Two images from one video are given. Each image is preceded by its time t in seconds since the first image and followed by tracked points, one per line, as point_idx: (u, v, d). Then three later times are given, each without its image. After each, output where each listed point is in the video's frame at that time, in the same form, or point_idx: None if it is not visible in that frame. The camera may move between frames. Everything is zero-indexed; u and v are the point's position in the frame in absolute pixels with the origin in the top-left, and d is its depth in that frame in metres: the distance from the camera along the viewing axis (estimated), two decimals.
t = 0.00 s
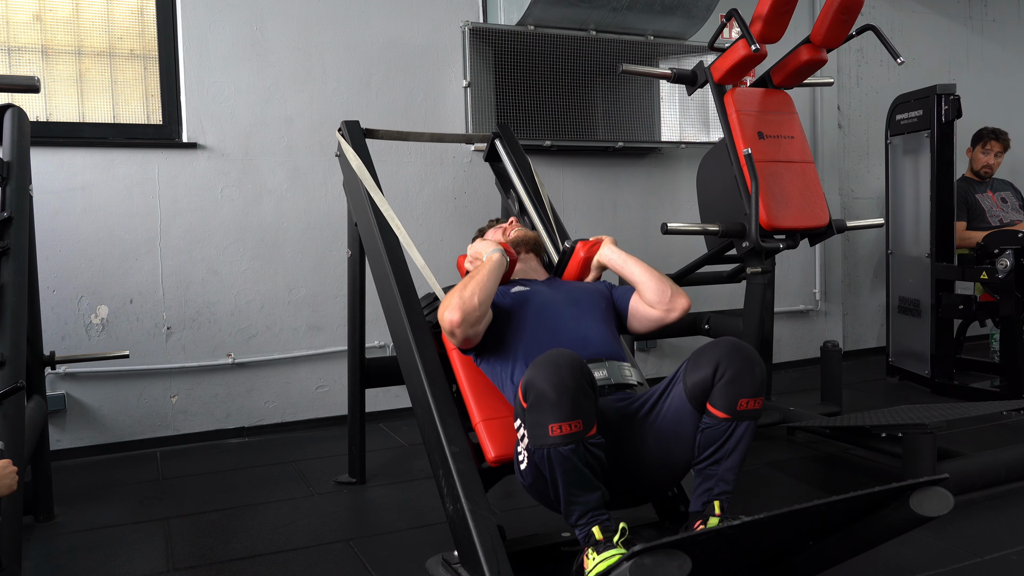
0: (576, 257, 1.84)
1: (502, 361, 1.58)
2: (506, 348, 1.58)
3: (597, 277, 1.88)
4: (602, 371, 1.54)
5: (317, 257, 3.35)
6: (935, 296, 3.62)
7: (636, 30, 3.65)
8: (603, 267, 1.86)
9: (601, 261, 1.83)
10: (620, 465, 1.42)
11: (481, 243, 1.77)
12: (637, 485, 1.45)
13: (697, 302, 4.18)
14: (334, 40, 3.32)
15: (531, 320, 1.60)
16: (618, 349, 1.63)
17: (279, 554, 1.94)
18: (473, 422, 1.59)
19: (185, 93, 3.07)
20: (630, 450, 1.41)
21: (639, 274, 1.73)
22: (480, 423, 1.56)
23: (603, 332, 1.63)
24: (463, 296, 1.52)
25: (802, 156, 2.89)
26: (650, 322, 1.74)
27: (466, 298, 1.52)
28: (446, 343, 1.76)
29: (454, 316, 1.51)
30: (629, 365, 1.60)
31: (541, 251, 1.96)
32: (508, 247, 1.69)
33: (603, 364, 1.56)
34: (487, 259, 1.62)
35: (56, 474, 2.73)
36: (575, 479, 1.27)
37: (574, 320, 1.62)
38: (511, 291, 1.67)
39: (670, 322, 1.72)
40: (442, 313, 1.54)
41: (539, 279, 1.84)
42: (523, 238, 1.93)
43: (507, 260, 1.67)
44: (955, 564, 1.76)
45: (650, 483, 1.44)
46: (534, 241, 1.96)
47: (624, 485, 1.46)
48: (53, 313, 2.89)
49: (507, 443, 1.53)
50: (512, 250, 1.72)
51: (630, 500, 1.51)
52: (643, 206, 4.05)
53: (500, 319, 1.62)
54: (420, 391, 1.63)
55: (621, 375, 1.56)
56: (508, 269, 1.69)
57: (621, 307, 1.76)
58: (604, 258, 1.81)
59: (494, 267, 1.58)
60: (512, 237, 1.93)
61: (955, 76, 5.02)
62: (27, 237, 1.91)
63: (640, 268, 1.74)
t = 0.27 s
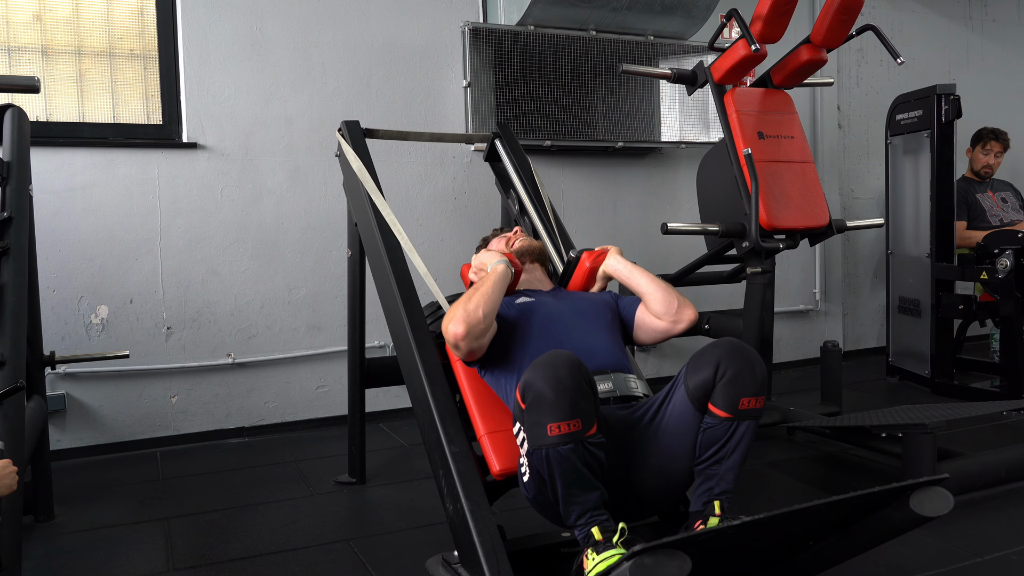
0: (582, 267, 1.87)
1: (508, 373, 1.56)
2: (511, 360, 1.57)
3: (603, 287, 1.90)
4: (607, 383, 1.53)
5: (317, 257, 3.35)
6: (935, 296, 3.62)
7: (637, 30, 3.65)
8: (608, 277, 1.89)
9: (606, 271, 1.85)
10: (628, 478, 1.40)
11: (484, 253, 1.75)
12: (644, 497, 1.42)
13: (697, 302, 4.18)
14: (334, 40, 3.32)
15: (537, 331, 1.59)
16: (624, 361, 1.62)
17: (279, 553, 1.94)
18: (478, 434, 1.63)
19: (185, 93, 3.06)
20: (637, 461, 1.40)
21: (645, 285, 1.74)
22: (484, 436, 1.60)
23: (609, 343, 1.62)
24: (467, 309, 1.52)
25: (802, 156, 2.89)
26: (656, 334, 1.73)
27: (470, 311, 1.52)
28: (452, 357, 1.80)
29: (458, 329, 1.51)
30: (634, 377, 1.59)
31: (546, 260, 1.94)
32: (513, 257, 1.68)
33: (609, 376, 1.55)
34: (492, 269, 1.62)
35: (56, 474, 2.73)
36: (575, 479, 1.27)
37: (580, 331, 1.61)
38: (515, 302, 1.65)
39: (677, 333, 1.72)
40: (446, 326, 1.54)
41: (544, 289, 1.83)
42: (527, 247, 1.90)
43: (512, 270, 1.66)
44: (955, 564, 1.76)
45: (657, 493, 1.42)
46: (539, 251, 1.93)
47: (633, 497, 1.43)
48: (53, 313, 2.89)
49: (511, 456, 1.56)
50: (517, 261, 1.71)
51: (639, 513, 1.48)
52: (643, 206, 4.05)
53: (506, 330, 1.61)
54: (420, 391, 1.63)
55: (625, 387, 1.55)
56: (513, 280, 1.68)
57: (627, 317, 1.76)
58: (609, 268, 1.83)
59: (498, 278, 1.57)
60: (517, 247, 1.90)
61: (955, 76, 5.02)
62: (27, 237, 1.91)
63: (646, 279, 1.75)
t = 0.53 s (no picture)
0: (586, 275, 1.89)
1: (511, 382, 1.57)
2: (515, 369, 1.58)
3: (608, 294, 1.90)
4: (610, 393, 1.53)
5: (317, 257, 3.35)
6: (935, 296, 3.62)
7: (636, 30, 3.65)
8: (612, 285, 1.88)
9: (611, 279, 1.85)
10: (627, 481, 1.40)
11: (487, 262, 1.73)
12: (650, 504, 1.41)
13: (696, 303, 4.18)
14: (334, 39, 3.32)
15: (540, 341, 1.59)
16: (628, 370, 1.63)
17: (279, 554, 1.94)
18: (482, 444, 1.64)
19: (185, 93, 3.06)
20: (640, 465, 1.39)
21: (649, 293, 1.72)
22: (488, 446, 1.61)
23: (613, 353, 1.63)
24: (471, 319, 1.51)
25: (802, 156, 2.89)
26: (661, 342, 1.72)
27: (474, 320, 1.51)
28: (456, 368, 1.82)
29: (461, 339, 1.50)
30: (638, 386, 1.59)
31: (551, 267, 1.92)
32: (517, 266, 1.67)
33: (612, 386, 1.55)
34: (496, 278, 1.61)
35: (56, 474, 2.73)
36: (575, 479, 1.27)
37: (583, 340, 1.61)
38: (519, 311, 1.66)
39: (683, 342, 1.70)
40: (450, 334, 1.53)
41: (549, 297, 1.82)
42: (530, 256, 1.87)
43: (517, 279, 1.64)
44: (955, 564, 1.76)
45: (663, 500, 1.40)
46: (542, 258, 1.90)
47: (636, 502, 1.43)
48: (53, 313, 2.89)
49: (514, 466, 1.56)
50: (521, 269, 1.70)
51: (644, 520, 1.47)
52: (643, 206, 4.05)
53: (509, 339, 1.61)
54: (420, 391, 1.63)
55: (629, 397, 1.55)
56: (517, 288, 1.67)
57: (632, 326, 1.75)
58: (614, 276, 1.82)
59: (503, 287, 1.56)
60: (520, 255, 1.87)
61: (955, 77, 5.02)
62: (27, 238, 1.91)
63: (650, 287, 1.73)
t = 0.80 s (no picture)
0: (586, 276, 1.89)
1: (510, 382, 1.57)
2: (515, 370, 1.57)
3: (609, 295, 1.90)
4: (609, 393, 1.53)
5: (317, 257, 3.35)
6: (935, 296, 3.62)
7: (637, 30, 3.65)
8: (613, 285, 1.88)
9: (611, 279, 1.85)
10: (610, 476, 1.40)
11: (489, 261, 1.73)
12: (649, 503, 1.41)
13: (696, 303, 4.18)
14: (334, 40, 3.32)
15: (539, 341, 1.59)
16: (627, 370, 1.62)
17: (279, 554, 1.94)
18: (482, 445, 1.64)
19: (185, 93, 3.06)
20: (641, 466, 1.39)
21: (649, 292, 1.72)
22: (488, 446, 1.61)
23: (612, 353, 1.62)
24: (469, 320, 1.51)
25: (802, 156, 2.89)
26: (661, 342, 1.71)
27: (473, 320, 1.50)
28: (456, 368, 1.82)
29: (460, 338, 1.50)
30: (637, 386, 1.58)
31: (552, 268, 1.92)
32: (517, 267, 1.67)
33: (611, 385, 1.55)
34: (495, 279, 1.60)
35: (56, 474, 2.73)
36: (578, 478, 1.27)
37: (583, 340, 1.61)
38: (519, 310, 1.65)
39: (682, 342, 1.70)
40: (449, 335, 1.53)
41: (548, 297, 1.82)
42: (531, 256, 1.87)
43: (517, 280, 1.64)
44: (955, 564, 1.76)
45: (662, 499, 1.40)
46: (543, 259, 1.90)
47: (625, 499, 1.43)
48: (53, 313, 2.89)
49: (514, 466, 1.57)
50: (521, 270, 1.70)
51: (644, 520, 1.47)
52: (643, 206, 4.05)
53: (509, 338, 1.61)
54: (420, 391, 1.63)
55: (629, 397, 1.54)
56: (516, 289, 1.66)
57: (631, 326, 1.75)
58: (614, 276, 1.82)
59: (502, 288, 1.55)
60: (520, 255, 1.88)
61: (955, 77, 5.02)
62: (27, 238, 1.91)
63: (650, 287, 1.73)
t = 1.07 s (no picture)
0: (571, 248, 1.79)
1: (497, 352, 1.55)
2: (499, 339, 1.55)
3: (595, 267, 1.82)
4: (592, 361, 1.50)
5: (317, 257, 3.35)
6: (935, 296, 3.62)
7: (637, 30, 3.65)
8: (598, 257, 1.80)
9: (595, 251, 1.77)
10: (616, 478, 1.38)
11: (478, 234, 1.75)
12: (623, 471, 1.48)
13: (697, 303, 4.18)
14: (334, 40, 3.32)
15: (524, 312, 1.55)
16: (612, 339, 1.59)
17: (279, 554, 1.94)
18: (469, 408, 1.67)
19: (185, 93, 3.06)
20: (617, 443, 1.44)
21: (634, 260, 1.66)
22: (475, 410, 1.64)
23: (598, 323, 1.58)
24: (453, 281, 1.50)
25: (802, 156, 2.89)
26: (646, 307, 1.64)
27: (458, 281, 1.49)
28: (444, 333, 1.83)
29: (444, 300, 1.49)
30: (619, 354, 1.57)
31: (540, 245, 1.89)
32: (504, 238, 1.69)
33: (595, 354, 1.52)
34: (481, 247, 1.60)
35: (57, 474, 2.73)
36: (590, 474, 1.26)
37: (568, 309, 1.57)
38: (504, 280, 1.61)
39: (668, 306, 1.63)
40: (434, 298, 1.52)
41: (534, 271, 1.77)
42: (520, 232, 1.83)
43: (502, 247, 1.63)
44: (955, 564, 1.76)
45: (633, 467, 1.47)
46: (532, 236, 1.87)
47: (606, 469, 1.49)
48: (53, 313, 2.89)
49: (501, 430, 1.60)
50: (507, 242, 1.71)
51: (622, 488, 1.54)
52: (643, 206, 4.05)
53: (493, 306, 1.57)
54: (420, 391, 1.63)
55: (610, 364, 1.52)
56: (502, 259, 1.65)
57: (615, 295, 1.69)
58: (598, 248, 1.75)
59: (487, 253, 1.55)
60: (508, 232, 1.84)
61: (955, 76, 5.02)
62: (27, 238, 1.91)
63: (636, 256, 1.67)
